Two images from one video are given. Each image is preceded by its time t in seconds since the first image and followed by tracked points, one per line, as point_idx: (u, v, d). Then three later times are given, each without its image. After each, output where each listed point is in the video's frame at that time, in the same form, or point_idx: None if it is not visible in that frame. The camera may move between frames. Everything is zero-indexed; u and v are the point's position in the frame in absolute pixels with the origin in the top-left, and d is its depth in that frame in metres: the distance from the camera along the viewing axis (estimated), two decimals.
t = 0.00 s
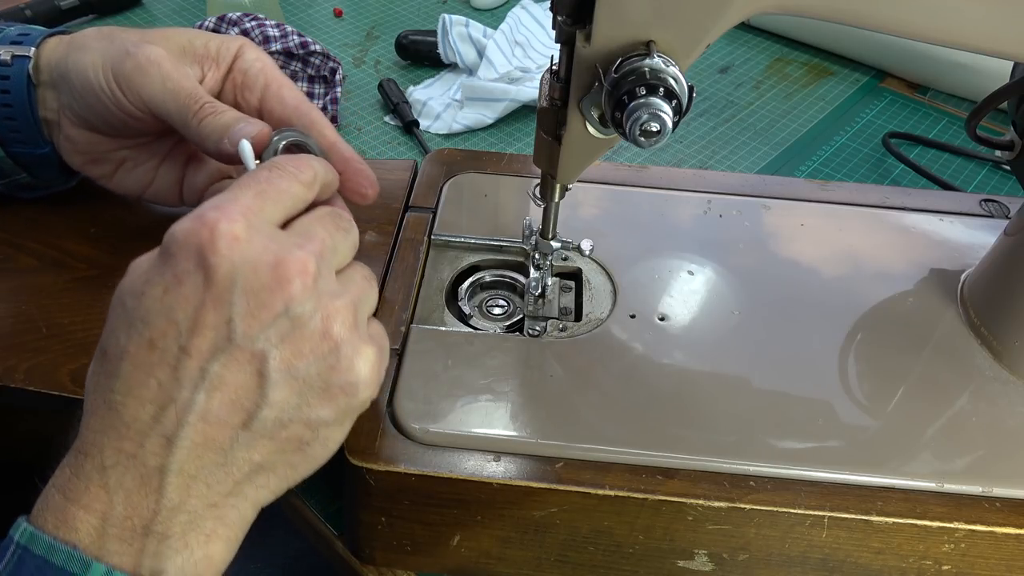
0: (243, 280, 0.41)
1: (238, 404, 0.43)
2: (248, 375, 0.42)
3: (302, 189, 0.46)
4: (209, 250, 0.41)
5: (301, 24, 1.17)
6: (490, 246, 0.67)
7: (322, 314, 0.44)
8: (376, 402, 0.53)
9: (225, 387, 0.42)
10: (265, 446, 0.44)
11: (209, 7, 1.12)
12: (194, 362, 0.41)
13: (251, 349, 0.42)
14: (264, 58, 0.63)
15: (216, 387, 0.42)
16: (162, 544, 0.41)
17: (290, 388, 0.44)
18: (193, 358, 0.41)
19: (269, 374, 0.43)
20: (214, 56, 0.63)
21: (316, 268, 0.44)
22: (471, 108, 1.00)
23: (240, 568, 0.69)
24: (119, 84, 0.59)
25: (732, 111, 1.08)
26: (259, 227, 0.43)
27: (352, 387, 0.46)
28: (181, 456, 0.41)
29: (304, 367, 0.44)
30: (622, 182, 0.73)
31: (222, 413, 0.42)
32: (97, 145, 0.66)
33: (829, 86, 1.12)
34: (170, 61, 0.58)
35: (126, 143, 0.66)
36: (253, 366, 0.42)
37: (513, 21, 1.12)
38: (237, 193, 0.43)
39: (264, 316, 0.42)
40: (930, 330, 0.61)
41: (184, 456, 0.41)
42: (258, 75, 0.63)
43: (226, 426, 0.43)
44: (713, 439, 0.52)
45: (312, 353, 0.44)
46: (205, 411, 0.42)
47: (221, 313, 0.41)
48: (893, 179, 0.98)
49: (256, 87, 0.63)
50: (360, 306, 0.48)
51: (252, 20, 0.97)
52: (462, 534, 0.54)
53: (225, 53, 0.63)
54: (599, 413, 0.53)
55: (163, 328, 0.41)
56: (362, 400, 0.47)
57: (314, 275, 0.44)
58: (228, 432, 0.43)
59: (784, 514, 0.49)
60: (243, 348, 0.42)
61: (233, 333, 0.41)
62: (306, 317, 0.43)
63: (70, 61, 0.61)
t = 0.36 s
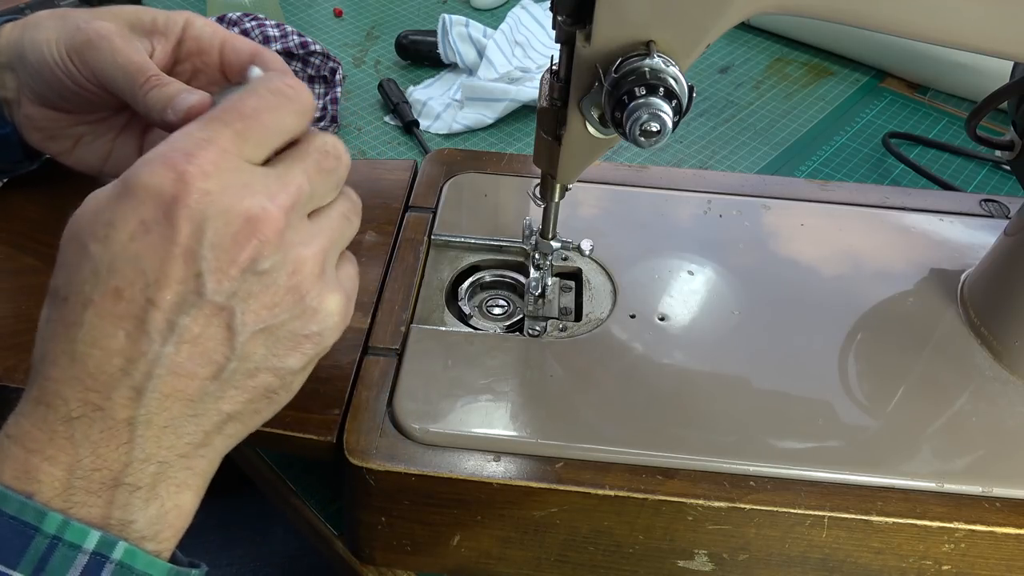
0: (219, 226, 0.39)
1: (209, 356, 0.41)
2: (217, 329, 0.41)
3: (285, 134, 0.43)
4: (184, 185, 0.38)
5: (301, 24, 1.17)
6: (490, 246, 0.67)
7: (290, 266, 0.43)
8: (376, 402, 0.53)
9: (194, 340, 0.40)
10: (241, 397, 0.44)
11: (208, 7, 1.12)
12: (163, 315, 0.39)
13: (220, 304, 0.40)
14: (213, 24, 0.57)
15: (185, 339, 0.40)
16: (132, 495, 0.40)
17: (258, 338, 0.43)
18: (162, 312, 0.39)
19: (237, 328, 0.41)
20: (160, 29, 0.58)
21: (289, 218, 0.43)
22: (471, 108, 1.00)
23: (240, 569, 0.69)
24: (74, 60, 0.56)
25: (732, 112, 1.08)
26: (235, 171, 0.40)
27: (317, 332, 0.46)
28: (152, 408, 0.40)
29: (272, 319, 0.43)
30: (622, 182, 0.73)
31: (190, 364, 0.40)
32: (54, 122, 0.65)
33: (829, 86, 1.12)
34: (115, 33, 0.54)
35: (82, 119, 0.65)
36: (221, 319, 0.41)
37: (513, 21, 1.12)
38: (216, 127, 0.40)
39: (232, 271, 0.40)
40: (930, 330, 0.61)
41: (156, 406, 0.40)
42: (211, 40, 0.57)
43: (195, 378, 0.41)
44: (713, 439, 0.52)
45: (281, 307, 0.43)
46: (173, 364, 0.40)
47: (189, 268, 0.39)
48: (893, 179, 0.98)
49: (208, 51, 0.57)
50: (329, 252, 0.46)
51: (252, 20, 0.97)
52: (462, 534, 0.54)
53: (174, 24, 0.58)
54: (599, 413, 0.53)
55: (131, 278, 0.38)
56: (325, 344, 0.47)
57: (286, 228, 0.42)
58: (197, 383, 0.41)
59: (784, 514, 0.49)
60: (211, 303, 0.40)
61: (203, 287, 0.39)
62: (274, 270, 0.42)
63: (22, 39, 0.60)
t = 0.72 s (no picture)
0: (203, 244, 0.40)
1: (201, 374, 0.41)
2: (207, 347, 0.41)
3: (256, 136, 0.43)
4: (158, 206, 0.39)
5: (301, 24, 1.17)
6: (490, 246, 0.67)
7: (280, 279, 0.42)
8: (376, 402, 0.53)
9: (184, 360, 0.40)
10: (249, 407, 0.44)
11: (208, 7, 1.12)
12: (149, 334, 0.39)
13: (207, 321, 0.40)
14: (184, 24, 0.59)
15: (175, 358, 0.40)
16: (131, 511, 0.39)
17: (252, 354, 0.42)
18: (148, 331, 0.39)
19: (227, 346, 0.41)
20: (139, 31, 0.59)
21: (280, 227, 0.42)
22: (471, 108, 1.00)
23: (239, 569, 0.69)
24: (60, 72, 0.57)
25: (732, 111, 1.08)
26: (223, 187, 0.41)
27: (308, 341, 0.45)
28: (146, 425, 0.39)
29: (264, 333, 0.42)
30: (622, 182, 0.73)
31: (182, 384, 0.40)
32: (52, 127, 0.66)
33: (829, 86, 1.12)
34: (96, 47, 0.55)
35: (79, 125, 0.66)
36: (212, 338, 0.41)
37: (513, 21, 1.12)
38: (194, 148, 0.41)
39: (218, 288, 0.40)
40: (930, 330, 0.61)
41: (150, 423, 0.39)
42: (182, 41, 0.58)
43: (188, 396, 0.40)
44: (713, 439, 0.52)
45: (270, 321, 0.43)
46: (164, 382, 0.40)
47: (173, 286, 0.39)
48: (893, 179, 0.98)
49: (180, 50, 0.59)
50: (326, 262, 0.45)
51: (252, 20, 0.96)
52: (462, 534, 0.54)
53: (150, 25, 0.59)
54: (599, 413, 0.53)
55: (116, 299, 0.39)
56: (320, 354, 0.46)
57: (278, 237, 0.42)
58: (190, 401, 0.41)
59: (784, 514, 0.49)
60: (198, 321, 0.40)
61: (189, 305, 0.39)
62: (262, 284, 0.42)
63: (8, 50, 0.60)
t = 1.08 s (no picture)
0: (186, 226, 0.33)
1: (184, 370, 0.35)
2: (192, 341, 0.35)
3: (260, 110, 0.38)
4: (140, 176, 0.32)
5: (301, 24, 1.17)
6: (490, 246, 0.67)
7: (277, 270, 0.37)
8: (376, 402, 0.53)
9: (165, 354, 0.35)
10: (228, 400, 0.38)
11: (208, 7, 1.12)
12: (125, 325, 0.33)
13: (193, 313, 0.35)
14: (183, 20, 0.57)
15: (155, 352, 0.34)
16: (104, 510, 0.34)
17: (244, 351, 0.37)
18: (123, 321, 0.33)
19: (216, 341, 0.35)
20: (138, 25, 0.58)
21: (267, 200, 0.36)
22: (471, 108, 1.00)
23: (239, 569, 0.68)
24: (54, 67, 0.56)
25: (732, 112, 1.08)
26: (208, 159, 0.34)
27: (306, 339, 0.39)
28: (122, 420, 0.34)
29: (257, 328, 0.37)
30: (622, 182, 0.73)
31: (162, 379, 0.35)
32: (45, 121, 0.65)
33: (829, 86, 1.12)
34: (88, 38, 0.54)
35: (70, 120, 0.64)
36: (197, 332, 0.35)
37: (513, 21, 1.12)
38: (177, 113, 0.35)
39: (203, 275, 0.34)
40: (930, 331, 0.61)
41: (128, 420, 0.34)
42: (176, 38, 0.57)
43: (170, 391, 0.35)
44: (713, 439, 0.52)
45: (264, 315, 0.37)
46: (143, 377, 0.34)
47: (152, 274, 0.33)
48: (893, 179, 0.98)
49: (173, 48, 0.57)
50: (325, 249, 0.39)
51: (252, 20, 0.96)
52: (462, 534, 0.54)
53: (150, 20, 0.58)
54: (599, 413, 0.53)
55: (89, 285, 0.33)
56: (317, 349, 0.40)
57: (272, 221, 0.36)
58: (174, 399, 0.35)
59: (784, 514, 0.49)
60: (183, 313, 0.34)
61: (169, 294, 0.34)
62: (255, 275, 0.36)
63: (7, 43, 0.60)
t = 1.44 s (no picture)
0: None
1: None
2: None
3: None
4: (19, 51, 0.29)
5: (301, 24, 1.17)
6: (490, 246, 0.67)
7: None
8: (376, 402, 0.53)
9: None
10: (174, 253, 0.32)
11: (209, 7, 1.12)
12: None
13: None
14: None
15: None
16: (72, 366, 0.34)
17: None
18: None
19: None
20: None
21: None
22: (471, 108, 1.00)
23: (239, 568, 0.68)
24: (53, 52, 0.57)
25: (732, 112, 1.08)
26: None
27: None
28: None
29: None
30: (622, 183, 0.73)
31: None
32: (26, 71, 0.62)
33: (829, 86, 1.12)
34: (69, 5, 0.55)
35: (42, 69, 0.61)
36: None
37: (513, 21, 1.12)
38: None
39: None
40: (930, 330, 0.61)
41: None
42: None
43: None
44: (713, 439, 0.52)
45: None
46: None
47: None
48: (893, 179, 0.98)
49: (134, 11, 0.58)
50: None
51: (251, 19, 0.98)
52: (462, 534, 0.54)
53: None
54: (599, 413, 0.53)
55: None
56: None
57: None
58: None
59: (784, 514, 0.49)
60: None
61: None
62: None
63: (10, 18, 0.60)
